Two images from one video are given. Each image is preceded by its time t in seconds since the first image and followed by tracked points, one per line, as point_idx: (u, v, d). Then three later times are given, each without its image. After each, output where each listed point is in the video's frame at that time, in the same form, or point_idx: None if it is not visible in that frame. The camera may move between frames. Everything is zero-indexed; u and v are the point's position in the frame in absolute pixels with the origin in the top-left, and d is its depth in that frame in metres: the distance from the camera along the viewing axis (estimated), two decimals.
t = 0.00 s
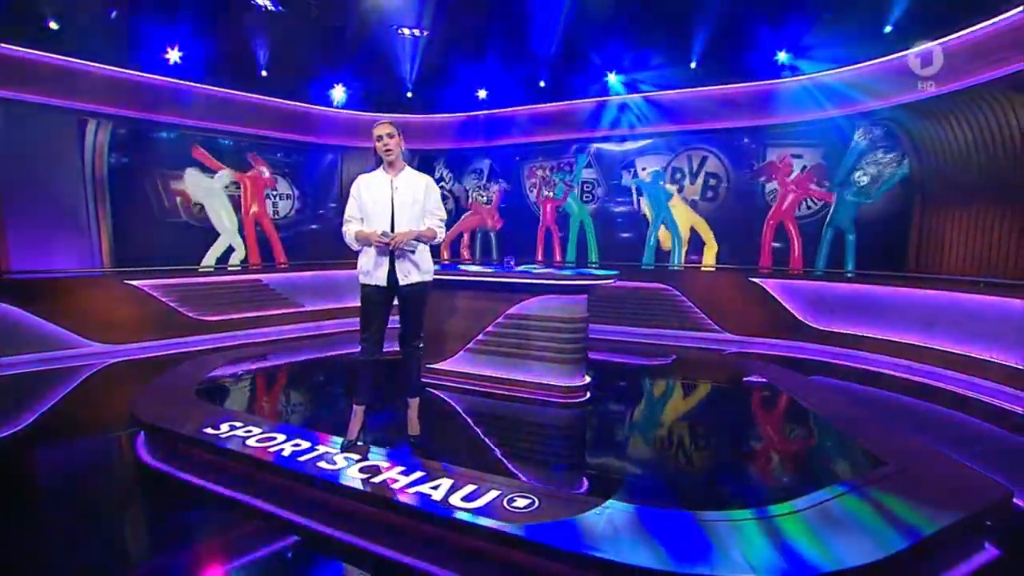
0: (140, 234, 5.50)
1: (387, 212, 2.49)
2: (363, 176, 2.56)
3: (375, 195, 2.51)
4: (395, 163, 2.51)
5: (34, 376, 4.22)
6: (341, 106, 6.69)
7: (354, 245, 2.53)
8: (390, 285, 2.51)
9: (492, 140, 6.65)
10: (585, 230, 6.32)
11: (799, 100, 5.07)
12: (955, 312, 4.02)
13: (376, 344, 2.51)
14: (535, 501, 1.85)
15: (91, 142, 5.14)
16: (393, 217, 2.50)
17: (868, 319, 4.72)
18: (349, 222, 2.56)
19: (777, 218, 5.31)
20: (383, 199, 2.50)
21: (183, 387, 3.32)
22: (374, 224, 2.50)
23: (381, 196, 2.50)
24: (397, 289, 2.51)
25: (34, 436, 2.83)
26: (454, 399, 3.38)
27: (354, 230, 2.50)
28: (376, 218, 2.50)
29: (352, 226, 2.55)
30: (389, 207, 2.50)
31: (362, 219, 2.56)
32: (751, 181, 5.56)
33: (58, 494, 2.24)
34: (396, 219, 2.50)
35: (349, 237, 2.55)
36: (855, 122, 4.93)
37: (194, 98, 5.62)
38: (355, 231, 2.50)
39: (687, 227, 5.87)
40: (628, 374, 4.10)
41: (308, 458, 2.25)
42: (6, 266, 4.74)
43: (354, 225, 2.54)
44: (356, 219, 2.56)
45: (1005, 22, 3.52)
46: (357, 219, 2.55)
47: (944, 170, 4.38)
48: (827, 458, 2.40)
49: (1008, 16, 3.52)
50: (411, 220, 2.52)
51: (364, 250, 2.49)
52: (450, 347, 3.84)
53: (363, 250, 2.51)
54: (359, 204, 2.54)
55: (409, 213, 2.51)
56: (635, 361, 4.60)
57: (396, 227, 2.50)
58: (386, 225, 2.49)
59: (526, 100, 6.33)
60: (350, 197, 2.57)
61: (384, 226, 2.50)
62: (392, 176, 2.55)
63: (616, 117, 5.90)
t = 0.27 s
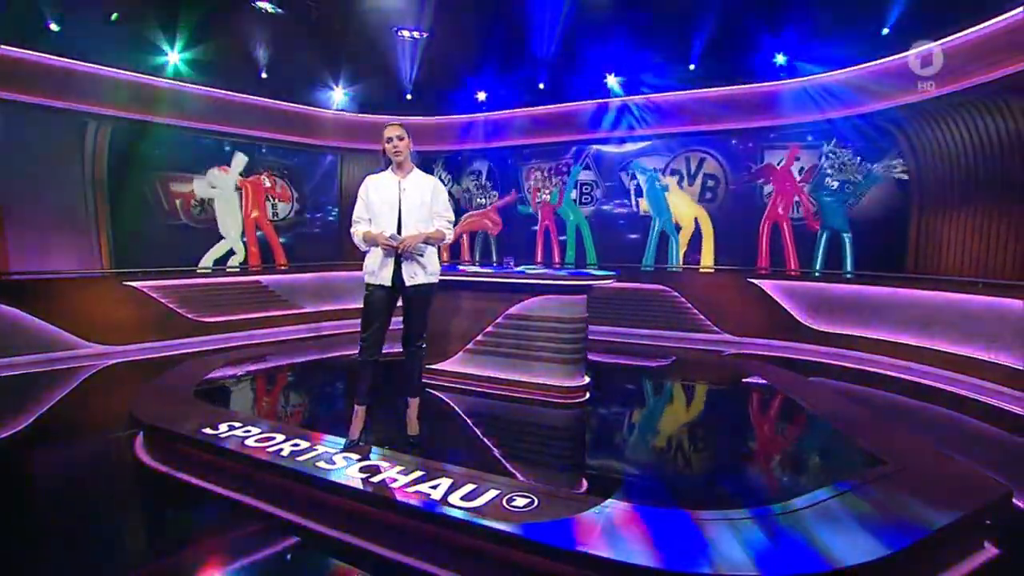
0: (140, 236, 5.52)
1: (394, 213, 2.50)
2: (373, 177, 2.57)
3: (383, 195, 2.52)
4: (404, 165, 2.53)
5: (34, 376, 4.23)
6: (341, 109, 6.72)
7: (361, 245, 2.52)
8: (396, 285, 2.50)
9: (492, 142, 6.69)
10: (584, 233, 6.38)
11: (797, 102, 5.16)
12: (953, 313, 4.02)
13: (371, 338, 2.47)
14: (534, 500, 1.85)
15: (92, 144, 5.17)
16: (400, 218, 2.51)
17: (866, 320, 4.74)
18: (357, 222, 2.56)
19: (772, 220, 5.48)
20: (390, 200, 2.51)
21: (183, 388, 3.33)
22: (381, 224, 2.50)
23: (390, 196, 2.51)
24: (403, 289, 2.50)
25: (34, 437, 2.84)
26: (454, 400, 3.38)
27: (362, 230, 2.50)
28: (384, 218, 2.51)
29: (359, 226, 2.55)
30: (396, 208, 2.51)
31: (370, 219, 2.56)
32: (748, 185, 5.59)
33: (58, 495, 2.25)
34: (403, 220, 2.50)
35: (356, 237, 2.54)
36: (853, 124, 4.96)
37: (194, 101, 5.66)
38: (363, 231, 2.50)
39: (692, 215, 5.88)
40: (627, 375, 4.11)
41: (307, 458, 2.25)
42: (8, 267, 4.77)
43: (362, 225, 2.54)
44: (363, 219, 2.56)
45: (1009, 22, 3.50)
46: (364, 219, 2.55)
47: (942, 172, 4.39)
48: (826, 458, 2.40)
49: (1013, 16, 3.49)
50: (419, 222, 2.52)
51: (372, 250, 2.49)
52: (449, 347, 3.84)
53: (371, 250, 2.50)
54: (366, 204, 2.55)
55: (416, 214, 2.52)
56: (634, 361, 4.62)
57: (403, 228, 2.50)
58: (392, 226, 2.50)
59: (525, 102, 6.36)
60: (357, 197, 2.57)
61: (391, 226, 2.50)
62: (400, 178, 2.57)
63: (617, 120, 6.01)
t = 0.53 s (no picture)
0: (140, 239, 5.53)
1: (400, 212, 2.51)
2: (377, 176, 2.57)
3: (389, 194, 2.52)
4: (410, 166, 2.55)
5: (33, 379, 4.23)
6: (341, 112, 6.73)
7: (363, 242, 2.50)
8: (399, 284, 2.50)
9: (491, 144, 6.70)
10: (584, 235, 6.38)
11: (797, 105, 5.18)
12: (951, 315, 4.03)
13: (372, 339, 2.49)
14: (534, 500, 1.85)
15: (92, 146, 5.18)
16: (405, 218, 2.52)
17: (865, 322, 4.75)
18: (359, 218, 2.54)
19: (773, 223, 5.48)
20: (396, 199, 2.51)
21: (182, 390, 3.33)
22: (386, 223, 2.50)
23: (395, 195, 2.51)
24: (405, 289, 2.51)
25: (33, 438, 2.84)
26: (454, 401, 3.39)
27: (365, 228, 2.48)
28: (389, 217, 2.50)
29: (361, 224, 2.53)
30: (401, 207, 2.52)
31: (373, 217, 2.55)
32: (745, 189, 5.62)
33: (57, 496, 2.25)
34: (408, 219, 2.51)
35: (358, 235, 2.52)
36: (851, 127, 4.98)
37: (195, 103, 5.68)
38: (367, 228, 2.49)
39: (689, 215, 5.90)
40: (626, 377, 4.11)
41: (306, 458, 2.26)
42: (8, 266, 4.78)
43: (364, 222, 2.52)
44: (366, 216, 2.54)
45: (1005, 24, 3.48)
46: (367, 217, 2.54)
47: (940, 174, 4.39)
48: (825, 458, 2.41)
49: (1008, 19, 3.46)
50: (423, 222, 2.54)
51: (375, 248, 2.47)
52: (449, 349, 3.85)
53: (374, 248, 2.49)
54: (370, 201, 2.54)
55: (421, 215, 2.53)
56: (633, 364, 4.62)
57: (408, 229, 2.51)
58: (398, 225, 2.50)
59: (525, 105, 6.36)
60: (361, 193, 2.56)
61: (396, 226, 2.50)
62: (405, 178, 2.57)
63: (614, 123, 6.04)
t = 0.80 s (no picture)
0: (140, 240, 5.54)
1: (403, 212, 2.51)
2: (379, 175, 2.57)
3: (392, 194, 2.52)
4: (413, 167, 2.56)
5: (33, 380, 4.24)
6: (341, 113, 6.74)
7: (364, 241, 2.50)
8: (399, 285, 2.50)
9: (491, 146, 6.71)
10: (584, 236, 6.39)
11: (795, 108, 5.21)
12: (951, 316, 4.02)
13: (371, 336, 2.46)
14: (533, 500, 1.85)
15: (92, 148, 5.20)
16: (407, 218, 2.53)
17: (865, 323, 4.75)
18: (360, 217, 2.54)
19: (772, 224, 5.49)
20: (399, 199, 2.52)
21: (182, 390, 3.33)
22: (388, 222, 2.50)
23: (397, 195, 2.52)
24: (406, 290, 2.51)
25: (33, 439, 2.84)
26: (453, 401, 3.40)
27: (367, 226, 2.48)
28: (391, 216, 2.51)
29: (363, 223, 2.53)
30: (404, 208, 2.52)
31: (374, 216, 2.55)
32: (744, 192, 5.62)
33: (57, 497, 2.24)
34: (410, 220, 2.52)
35: (359, 234, 2.52)
36: (851, 128, 5.00)
37: (196, 105, 5.70)
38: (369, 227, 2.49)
39: (685, 214, 5.91)
40: (626, 378, 4.11)
41: (305, 457, 2.25)
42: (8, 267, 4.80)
43: (366, 221, 2.53)
44: (368, 215, 2.55)
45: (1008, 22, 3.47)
46: (369, 216, 2.54)
47: (940, 175, 4.39)
48: (825, 458, 2.40)
49: (1010, 17, 3.45)
50: (425, 224, 2.55)
51: (376, 247, 2.48)
52: (449, 350, 3.85)
53: (375, 247, 2.49)
54: (372, 200, 2.54)
55: (423, 216, 2.55)
56: (633, 364, 4.62)
57: (410, 229, 2.52)
58: (400, 225, 2.50)
59: (524, 106, 6.37)
60: (362, 191, 2.55)
61: (398, 226, 2.50)
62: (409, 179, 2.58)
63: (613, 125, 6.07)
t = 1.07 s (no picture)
0: (140, 241, 5.52)
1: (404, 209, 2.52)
2: (378, 169, 2.56)
3: (394, 190, 2.52)
4: (415, 164, 2.57)
5: (33, 379, 4.25)
6: (341, 113, 6.76)
7: (364, 236, 2.49)
8: (399, 282, 2.52)
9: (490, 145, 6.72)
10: (584, 236, 6.39)
11: (793, 108, 5.23)
12: (949, 316, 4.03)
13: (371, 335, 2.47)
14: (533, 498, 1.86)
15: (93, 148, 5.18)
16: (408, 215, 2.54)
17: (864, 322, 4.76)
18: (360, 212, 2.51)
19: (772, 224, 5.49)
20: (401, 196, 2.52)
21: (182, 390, 3.34)
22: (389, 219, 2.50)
23: (399, 190, 2.53)
24: (405, 287, 2.53)
25: (33, 439, 2.84)
26: (453, 400, 3.41)
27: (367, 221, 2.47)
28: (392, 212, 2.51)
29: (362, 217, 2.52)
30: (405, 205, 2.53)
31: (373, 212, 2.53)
32: (743, 192, 5.63)
33: (57, 497, 2.24)
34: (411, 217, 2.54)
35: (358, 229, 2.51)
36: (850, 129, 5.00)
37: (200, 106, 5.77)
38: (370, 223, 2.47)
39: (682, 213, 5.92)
40: (626, 377, 4.12)
41: (305, 455, 2.25)
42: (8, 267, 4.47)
43: (365, 216, 2.51)
44: (367, 209, 2.52)
45: (1005, 23, 3.47)
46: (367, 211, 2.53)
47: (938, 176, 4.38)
48: (825, 457, 2.41)
49: (1008, 18, 3.45)
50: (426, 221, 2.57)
51: (377, 243, 2.47)
52: (448, 349, 3.86)
53: (376, 243, 2.48)
54: (372, 195, 2.52)
55: (424, 214, 2.57)
56: (632, 364, 4.62)
57: (410, 225, 2.53)
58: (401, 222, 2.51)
59: (523, 105, 6.39)
60: (362, 186, 2.53)
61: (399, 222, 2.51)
62: (410, 176, 2.59)
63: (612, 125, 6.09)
